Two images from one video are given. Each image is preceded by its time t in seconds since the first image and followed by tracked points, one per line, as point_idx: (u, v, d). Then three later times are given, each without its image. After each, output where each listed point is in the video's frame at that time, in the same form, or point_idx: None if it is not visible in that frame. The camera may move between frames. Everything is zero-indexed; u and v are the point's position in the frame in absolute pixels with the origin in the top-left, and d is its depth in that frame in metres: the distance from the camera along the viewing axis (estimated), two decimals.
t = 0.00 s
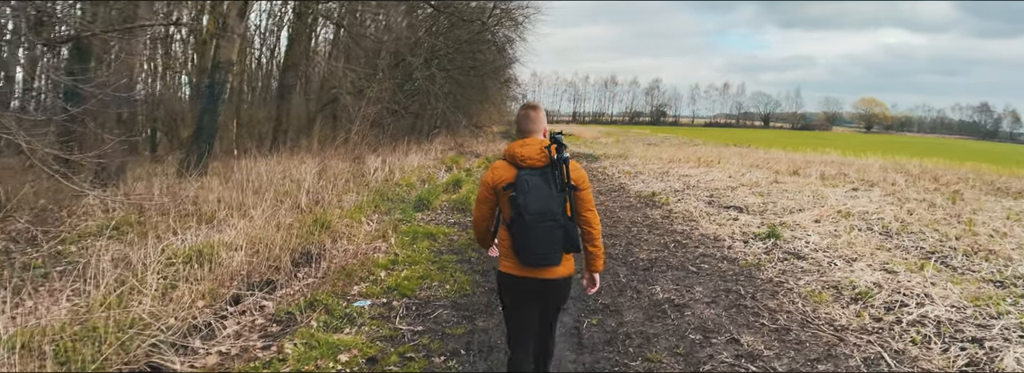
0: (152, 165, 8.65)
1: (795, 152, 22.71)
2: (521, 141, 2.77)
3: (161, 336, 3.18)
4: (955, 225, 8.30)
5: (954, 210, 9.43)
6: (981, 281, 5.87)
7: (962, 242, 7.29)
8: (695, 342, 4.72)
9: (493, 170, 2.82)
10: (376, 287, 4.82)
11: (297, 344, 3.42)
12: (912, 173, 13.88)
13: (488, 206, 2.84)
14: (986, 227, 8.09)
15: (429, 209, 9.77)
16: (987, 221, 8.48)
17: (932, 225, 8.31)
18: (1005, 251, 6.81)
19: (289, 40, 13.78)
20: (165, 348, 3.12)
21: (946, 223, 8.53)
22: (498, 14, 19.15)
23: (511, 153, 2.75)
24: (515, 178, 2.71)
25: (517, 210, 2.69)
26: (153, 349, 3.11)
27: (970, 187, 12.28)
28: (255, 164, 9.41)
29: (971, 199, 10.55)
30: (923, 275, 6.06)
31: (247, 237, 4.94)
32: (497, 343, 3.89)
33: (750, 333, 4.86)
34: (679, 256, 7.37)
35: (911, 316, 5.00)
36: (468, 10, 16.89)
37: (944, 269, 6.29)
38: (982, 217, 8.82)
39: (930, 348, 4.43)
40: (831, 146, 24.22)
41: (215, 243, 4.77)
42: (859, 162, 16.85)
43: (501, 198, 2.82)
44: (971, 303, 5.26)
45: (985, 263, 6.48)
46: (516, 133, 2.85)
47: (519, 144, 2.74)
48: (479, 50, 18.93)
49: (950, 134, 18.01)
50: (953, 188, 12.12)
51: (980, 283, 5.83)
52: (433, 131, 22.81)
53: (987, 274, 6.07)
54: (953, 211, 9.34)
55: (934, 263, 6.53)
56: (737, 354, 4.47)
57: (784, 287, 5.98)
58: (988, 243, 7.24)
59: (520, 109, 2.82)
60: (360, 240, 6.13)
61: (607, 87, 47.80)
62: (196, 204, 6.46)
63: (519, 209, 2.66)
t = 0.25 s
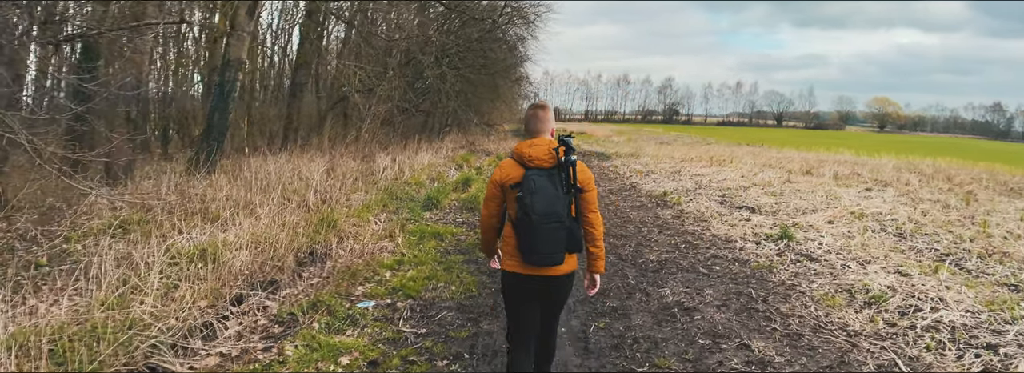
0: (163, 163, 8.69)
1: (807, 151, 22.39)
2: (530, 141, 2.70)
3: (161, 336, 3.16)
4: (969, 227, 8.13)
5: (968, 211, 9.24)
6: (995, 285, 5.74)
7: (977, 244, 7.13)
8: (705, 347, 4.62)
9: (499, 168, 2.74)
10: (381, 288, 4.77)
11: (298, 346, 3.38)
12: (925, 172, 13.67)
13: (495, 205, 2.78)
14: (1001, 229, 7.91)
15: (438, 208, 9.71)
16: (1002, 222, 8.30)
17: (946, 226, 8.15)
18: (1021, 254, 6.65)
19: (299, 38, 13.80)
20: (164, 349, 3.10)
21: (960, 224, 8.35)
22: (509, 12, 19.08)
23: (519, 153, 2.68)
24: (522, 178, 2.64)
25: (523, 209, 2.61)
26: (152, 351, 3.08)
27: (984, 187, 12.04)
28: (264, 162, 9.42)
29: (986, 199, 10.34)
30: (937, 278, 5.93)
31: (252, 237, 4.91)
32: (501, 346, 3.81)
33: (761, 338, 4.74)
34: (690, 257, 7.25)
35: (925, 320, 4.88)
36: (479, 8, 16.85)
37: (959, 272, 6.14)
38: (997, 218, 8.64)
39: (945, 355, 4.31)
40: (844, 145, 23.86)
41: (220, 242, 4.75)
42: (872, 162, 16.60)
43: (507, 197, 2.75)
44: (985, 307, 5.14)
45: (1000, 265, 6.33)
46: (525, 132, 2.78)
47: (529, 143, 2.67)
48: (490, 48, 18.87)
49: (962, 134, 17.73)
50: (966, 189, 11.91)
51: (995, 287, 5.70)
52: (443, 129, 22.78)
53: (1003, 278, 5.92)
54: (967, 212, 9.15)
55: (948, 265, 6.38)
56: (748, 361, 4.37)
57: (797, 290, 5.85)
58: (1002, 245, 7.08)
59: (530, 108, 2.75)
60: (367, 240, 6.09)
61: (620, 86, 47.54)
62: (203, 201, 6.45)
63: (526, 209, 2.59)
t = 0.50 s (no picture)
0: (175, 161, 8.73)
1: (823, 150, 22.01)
2: (538, 133, 2.73)
3: (159, 338, 3.14)
4: (985, 228, 7.94)
5: (984, 212, 9.01)
6: (1013, 289, 5.58)
7: (994, 247, 6.95)
8: (715, 354, 4.50)
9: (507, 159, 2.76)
10: (385, 290, 4.71)
11: (298, 349, 3.32)
12: (941, 173, 13.39)
13: (501, 198, 2.77)
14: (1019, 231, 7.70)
15: (447, 207, 9.65)
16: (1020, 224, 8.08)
17: (963, 228, 7.95)
18: None
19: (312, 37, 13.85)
20: (162, 352, 3.06)
21: (978, 225, 8.14)
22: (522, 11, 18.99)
23: (527, 145, 2.70)
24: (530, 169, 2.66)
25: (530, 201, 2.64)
26: (149, 352, 3.06)
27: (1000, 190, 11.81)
28: (275, 160, 9.43)
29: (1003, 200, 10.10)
30: (953, 282, 5.77)
31: (257, 237, 4.88)
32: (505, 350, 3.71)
33: (773, 345, 4.62)
34: (702, 259, 7.12)
35: (942, 327, 4.73)
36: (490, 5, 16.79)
37: (976, 276, 5.98)
38: (1014, 220, 8.41)
39: (962, 364, 4.17)
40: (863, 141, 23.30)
41: (224, 241, 4.72)
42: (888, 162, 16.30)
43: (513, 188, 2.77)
44: (1002, 313, 5.00)
45: (1018, 269, 6.16)
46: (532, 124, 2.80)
47: (537, 136, 2.70)
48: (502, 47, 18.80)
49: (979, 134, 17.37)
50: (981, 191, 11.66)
51: (1013, 291, 5.54)
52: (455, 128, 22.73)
53: None
54: (984, 213, 8.93)
55: (965, 269, 6.21)
56: (759, 368, 4.25)
57: (812, 294, 5.70)
58: (1020, 248, 6.88)
59: (538, 101, 2.77)
60: (374, 239, 6.05)
61: (634, 85, 47.21)
62: (212, 200, 6.46)
63: (533, 200, 2.62)
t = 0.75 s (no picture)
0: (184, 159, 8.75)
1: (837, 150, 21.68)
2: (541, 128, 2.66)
3: (157, 340, 3.09)
4: (1000, 230, 7.75)
5: (999, 213, 8.80)
6: None
7: (1010, 249, 6.77)
8: (725, 361, 4.38)
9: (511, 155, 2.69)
10: (389, 291, 4.65)
11: (297, 352, 3.26)
12: (956, 174, 13.13)
13: (506, 193, 2.68)
14: None
15: (455, 206, 9.58)
16: None
17: (977, 230, 7.77)
18: None
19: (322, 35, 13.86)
20: (160, 353, 3.01)
21: (993, 227, 7.95)
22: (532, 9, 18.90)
23: (531, 140, 2.63)
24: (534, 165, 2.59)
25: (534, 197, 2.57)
26: (147, 354, 3.01)
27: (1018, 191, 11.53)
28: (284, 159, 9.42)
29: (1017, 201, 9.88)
30: (967, 286, 5.62)
31: (260, 236, 4.84)
32: (508, 354, 3.63)
33: (784, 351, 4.50)
34: (713, 261, 6.99)
35: (957, 333, 4.60)
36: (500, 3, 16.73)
37: (992, 279, 5.82)
38: None
39: None
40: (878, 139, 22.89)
41: (226, 241, 4.68)
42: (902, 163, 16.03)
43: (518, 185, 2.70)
44: (1020, 319, 4.84)
45: None
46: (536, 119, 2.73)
47: (541, 131, 2.63)
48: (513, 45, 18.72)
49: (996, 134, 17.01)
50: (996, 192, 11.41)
51: None
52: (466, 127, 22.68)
53: None
54: (998, 215, 8.72)
55: (979, 272, 6.05)
56: None
57: (826, 298, 5.56)
58: None
59: (542, 95, 2.71)
60: (380, 239, 5.99)
61: (646, 84, 46.92)
62: (218, 198, 6.44)
63: (537, 196, 2.54)
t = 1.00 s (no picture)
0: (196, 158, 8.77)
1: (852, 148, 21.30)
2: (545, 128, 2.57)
3: (154, 342, 3.04)
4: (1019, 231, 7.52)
5: (1018, 215, 8.56)
6: None
7: None
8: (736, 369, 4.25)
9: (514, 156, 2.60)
10: (393, 293, 4.58)
11: (295, 355, 3.20)
12: (975, 174, 12.82)
13: (510, 194, 2.59)
14: None
15: (465, 206, 9.49)
16: None
17: (995, 231, 7.55)
18: None
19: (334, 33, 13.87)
20: (157, 356, 2.96)
21: (1012, 228, 7.72)
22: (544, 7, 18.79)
23: (534, 140, 2.55)
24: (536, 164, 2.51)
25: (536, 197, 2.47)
26: (143, 357, 2.96)
27: None
28: (295, 158, 9.41)
29: None
30: (985, 290, 5.44)
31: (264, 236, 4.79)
32: (512, 359, 3.52)
33: (797, 359, 4.36)
34: (725, 264, 6.84)
35: (975, 340, 4.44)
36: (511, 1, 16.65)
37: (1010, 283, 5.64)
38: None
39: None
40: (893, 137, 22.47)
41: (231, 240, 4.64)
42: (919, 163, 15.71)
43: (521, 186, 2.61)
44: None
45: None
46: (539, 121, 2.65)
47: (544, 131, 2.55)
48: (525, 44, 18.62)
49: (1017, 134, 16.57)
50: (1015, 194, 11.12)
51: None
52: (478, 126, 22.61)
53: None
54: (1016, 216, 8.48)
55: (997, 276, 5.87)
56: None
57: (841, 303, 5.40)
58: None
59: (545, 97, 2.63)
60: (386, 240, 5.93)
61: (660, 83, 46.54)
62: (226, 197, 6.42)
63: (539, 196, 2.45)
